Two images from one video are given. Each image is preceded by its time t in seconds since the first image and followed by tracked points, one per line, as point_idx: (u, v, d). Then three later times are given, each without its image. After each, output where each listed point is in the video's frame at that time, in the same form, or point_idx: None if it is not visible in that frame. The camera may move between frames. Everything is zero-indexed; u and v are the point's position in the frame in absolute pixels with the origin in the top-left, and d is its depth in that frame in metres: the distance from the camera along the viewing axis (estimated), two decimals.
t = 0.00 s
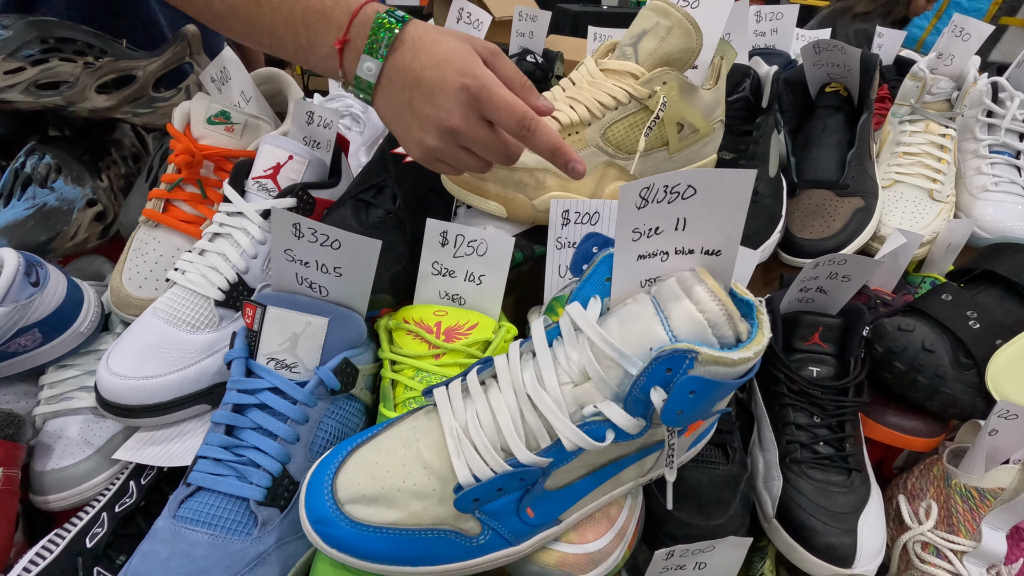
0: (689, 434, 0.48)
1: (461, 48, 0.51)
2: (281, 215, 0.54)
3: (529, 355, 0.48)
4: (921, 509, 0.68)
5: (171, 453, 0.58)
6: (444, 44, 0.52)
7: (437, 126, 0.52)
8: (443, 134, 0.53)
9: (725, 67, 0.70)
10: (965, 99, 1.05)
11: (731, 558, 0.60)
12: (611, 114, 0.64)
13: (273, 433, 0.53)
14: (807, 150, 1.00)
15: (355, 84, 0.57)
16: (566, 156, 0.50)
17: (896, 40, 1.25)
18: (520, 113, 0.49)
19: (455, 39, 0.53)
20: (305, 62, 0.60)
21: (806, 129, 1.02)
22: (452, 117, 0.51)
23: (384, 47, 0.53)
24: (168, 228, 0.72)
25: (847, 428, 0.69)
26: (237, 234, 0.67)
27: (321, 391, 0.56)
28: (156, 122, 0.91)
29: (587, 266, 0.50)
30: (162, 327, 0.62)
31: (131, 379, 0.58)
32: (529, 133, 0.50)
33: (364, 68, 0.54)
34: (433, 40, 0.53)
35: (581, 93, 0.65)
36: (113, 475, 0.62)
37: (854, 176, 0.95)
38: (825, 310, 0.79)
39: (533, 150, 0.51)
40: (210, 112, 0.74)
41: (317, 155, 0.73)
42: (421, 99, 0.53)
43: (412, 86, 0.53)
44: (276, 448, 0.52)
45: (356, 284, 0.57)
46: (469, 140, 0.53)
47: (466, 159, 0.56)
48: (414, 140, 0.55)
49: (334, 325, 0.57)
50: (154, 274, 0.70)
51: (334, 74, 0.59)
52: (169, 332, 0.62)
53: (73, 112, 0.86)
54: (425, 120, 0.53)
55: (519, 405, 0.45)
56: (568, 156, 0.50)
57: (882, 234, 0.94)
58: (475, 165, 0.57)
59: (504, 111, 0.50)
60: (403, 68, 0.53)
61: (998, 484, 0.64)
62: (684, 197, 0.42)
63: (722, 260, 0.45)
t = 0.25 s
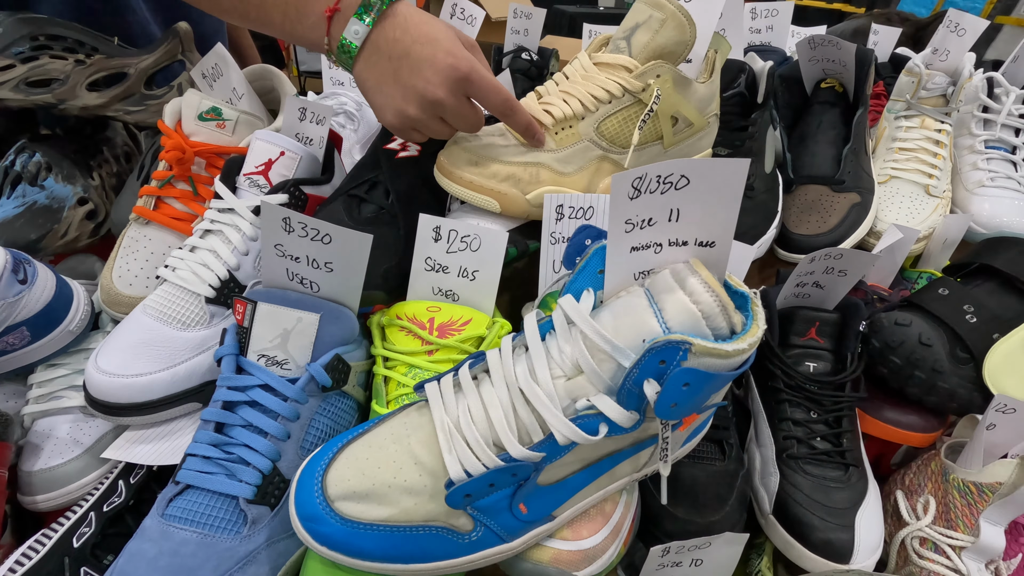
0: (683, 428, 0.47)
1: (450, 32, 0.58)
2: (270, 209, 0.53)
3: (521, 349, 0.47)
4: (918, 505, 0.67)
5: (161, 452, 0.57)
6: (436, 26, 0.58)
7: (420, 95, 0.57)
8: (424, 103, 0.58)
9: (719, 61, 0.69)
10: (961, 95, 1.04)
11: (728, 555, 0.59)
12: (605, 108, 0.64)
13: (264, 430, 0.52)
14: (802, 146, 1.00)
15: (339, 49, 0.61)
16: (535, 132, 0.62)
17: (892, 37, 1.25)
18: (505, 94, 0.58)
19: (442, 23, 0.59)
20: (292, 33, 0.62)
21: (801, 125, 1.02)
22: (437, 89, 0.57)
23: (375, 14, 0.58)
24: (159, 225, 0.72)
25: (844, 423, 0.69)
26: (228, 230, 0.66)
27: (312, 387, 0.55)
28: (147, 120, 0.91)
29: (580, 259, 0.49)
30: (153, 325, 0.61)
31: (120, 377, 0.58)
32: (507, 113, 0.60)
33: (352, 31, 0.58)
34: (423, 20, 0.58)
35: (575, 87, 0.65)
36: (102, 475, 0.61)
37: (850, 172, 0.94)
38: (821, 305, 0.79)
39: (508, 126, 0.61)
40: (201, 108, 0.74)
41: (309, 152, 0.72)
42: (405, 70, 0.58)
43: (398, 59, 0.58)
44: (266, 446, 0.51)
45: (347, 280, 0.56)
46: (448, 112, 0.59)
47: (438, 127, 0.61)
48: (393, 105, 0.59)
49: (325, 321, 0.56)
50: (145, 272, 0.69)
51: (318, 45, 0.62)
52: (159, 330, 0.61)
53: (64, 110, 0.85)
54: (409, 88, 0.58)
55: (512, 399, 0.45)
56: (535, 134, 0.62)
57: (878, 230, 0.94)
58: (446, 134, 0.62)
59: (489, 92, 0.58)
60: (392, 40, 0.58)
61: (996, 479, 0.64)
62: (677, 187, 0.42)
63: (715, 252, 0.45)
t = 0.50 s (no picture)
0: (674, 426, 0.47)
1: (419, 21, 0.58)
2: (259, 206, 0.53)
3: (511, 347, 0.47)
4: (914, 504, 0.67)
5: (151, 451, 0.57)
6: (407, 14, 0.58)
7: (386, 80, 0.57)
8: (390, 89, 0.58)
9: (712, 59, 0.69)
10: (957, 93, 1.04)
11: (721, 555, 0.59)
12: (598, 106, 0.64)
13: (253, 429, 0.52)
14: (798, 145, 0.99)
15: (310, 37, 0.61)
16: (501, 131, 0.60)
17: (889, 35, 1.25)
18: (468, 83, 0.56)
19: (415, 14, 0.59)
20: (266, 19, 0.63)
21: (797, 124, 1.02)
22: (403, 73, 0.56)
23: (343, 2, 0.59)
24: (151, 224, 0.71)
25: (838, 422, 0.68)
26: (220, 229, 0.66)
27: (302, 386, 0.55)
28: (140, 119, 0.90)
29: (569, 256, 0.49)
30: (142, 324, 0.61)
31: (109, 376, 0.57)
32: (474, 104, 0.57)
33: (323, 18, 0.59)
34: (393, 9, 0.59)
35: (567, 85, 0.65)
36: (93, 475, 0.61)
37: (846, 170, 0.94)
38: (816, 304, 0.78)
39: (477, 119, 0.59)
40: (193, 107, 0.73)
41: (301, 150, 0.72)
42: (372, 54, 0.58)
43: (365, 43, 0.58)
44: (255, 445, 0.51)
45: (337, 278, 0.56)
46: (415, 99, 0.58)
47: (407, 117, 0.60)
48: (360, 91, 0.58)
49: (316, 319, 0.56)
50: (137, 271, 0.69)
51: (292, 33, 0.63)
52: (149, 329, 0.61)
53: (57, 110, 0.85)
54: (376, 73, 0.57)
55: (501, 397, 0.44)
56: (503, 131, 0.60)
57: (874, 229, 0.94)
58: (414, 125, 0.61)
59: (454, 79, 0.56)
60: (361, 26, 0.58)
61: (993, 478, 0.62)
62: (666, 183, 0.41)
63: (705, 249, 0.45)
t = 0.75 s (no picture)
0: (668, 414, 0.46)
1: None
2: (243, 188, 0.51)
3: (500, 332, 0.46)
4: (918, 498, 0.65)
5: (135, 442, 0.56)
6: None
7: None
8: None
9: (711, 43, 0.67)
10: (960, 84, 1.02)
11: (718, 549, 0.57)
12: (592, 90, 0.62)
13: (237, 417, 0.51)
14: (798, 136, 0.98)
15: None
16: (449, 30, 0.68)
17: (891, 28, 1.24)
18: None
19: None
20: None
21: (797, 115, 1.00)
22: None
23: None
24: (139, 213, 0.70)
25: (840, 414, 0.67)
26: (207, 217, 0.65)
27: (288, 375, 0.53)
28: (132, 110, 0.89)
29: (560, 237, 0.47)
30: (128, 313, 0.60)
31: (92, 365, 0.56)
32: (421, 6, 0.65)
33: None
34: None
35: (561, 69, 0.63)
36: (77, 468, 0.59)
37: (847, 161, 0.93)
38: (817, 295, 0.77)
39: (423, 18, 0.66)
40: (182, 94, 0.72)
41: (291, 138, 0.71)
42: None
43: None
44: (239, 434, 0.50)
45: (324, 264, 0.55)
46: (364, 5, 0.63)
47: (360, 29, 0.66)
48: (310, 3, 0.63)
49: (302, 306, 0.55)
50: (124, 261, 0.68)
51: None
52: (134, 317, 0.59)
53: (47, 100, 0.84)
54: None
55: (488, 382, 0.43)
56: (450, 31, 0.68)
57: (875, 220, 0.92)
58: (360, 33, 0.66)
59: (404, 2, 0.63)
60: None
61: (998, 472, 0.63)
62: (659, 159, 0.40)
63: (700, 229, 0.43)
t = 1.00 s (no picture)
0: (618, 428, 0.47)
1: None
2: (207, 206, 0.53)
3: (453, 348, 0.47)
4: (882, 507, 0.66)
5: (105, 454, 0.58)
6: None
7: None
8: None
9: (676, 58, 0.68)
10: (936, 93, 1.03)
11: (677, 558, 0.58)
12: (557, 106, 0.64)
13: (201, 430, 0.52)
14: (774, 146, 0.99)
15: None
16: None
17: (874, 37, 1.24)
18: None
19: None
20: None
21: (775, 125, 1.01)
22: None
23: None
24: (118, 227, 0.72)
25: (804, 424, 0.68)
26: (182, 232, 0.66)
27: (254, 388, 0.55)
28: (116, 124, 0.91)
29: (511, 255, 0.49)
30: (102, 326, 0.61)
31: (66, 378, 0.58)
32: None
33: None
34: None
35: (527, 86, 0.64)
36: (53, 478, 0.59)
37: (822, 171, 0.93)
38: (786, 305, 0.78)
39: None
40: (161, 110, 0.74)
41: (266, 153, 0.73)
42: None
43: None
44: (203, 446, 0.51)
45: (289, 278, 0.56)
46: None
47: None
48: None
49: (268, 321, 0.56)
50: (103, 274, 0.69)
51: None
52: (108, 331, 0.61)
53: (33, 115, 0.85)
54: None
55: (439, 397, 0.44)
56: None
57: (850, 230, 0.93)
58: None
59: None
60: None
61: (957, 480, 0.60)
62: (601, 180, 0.41)
63: (646, 247, 0.44)
